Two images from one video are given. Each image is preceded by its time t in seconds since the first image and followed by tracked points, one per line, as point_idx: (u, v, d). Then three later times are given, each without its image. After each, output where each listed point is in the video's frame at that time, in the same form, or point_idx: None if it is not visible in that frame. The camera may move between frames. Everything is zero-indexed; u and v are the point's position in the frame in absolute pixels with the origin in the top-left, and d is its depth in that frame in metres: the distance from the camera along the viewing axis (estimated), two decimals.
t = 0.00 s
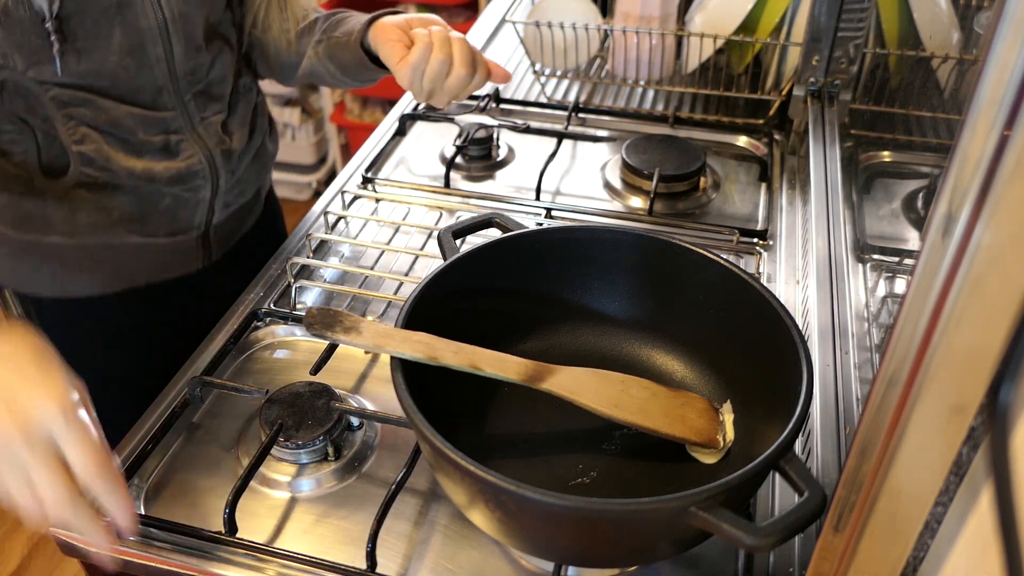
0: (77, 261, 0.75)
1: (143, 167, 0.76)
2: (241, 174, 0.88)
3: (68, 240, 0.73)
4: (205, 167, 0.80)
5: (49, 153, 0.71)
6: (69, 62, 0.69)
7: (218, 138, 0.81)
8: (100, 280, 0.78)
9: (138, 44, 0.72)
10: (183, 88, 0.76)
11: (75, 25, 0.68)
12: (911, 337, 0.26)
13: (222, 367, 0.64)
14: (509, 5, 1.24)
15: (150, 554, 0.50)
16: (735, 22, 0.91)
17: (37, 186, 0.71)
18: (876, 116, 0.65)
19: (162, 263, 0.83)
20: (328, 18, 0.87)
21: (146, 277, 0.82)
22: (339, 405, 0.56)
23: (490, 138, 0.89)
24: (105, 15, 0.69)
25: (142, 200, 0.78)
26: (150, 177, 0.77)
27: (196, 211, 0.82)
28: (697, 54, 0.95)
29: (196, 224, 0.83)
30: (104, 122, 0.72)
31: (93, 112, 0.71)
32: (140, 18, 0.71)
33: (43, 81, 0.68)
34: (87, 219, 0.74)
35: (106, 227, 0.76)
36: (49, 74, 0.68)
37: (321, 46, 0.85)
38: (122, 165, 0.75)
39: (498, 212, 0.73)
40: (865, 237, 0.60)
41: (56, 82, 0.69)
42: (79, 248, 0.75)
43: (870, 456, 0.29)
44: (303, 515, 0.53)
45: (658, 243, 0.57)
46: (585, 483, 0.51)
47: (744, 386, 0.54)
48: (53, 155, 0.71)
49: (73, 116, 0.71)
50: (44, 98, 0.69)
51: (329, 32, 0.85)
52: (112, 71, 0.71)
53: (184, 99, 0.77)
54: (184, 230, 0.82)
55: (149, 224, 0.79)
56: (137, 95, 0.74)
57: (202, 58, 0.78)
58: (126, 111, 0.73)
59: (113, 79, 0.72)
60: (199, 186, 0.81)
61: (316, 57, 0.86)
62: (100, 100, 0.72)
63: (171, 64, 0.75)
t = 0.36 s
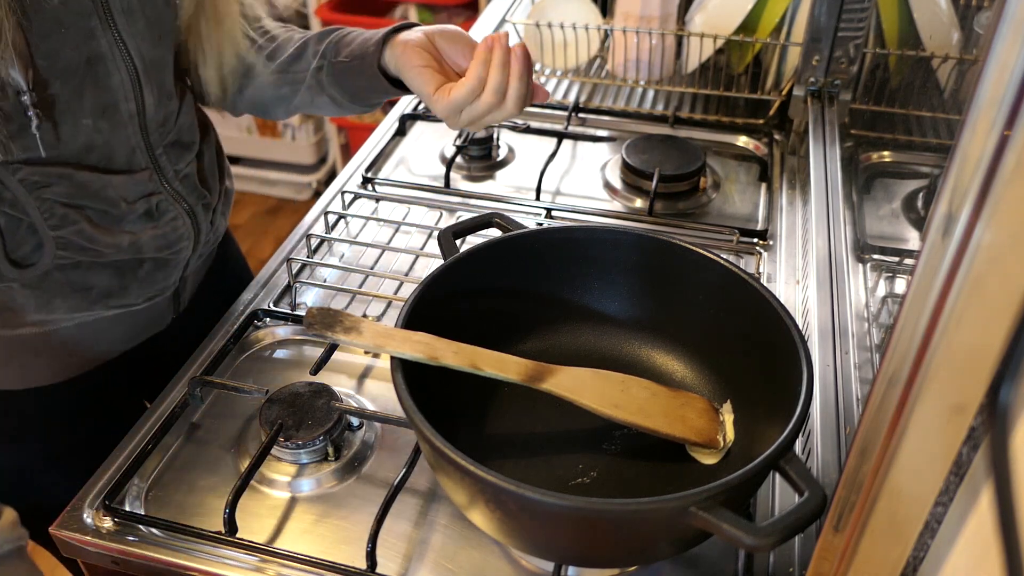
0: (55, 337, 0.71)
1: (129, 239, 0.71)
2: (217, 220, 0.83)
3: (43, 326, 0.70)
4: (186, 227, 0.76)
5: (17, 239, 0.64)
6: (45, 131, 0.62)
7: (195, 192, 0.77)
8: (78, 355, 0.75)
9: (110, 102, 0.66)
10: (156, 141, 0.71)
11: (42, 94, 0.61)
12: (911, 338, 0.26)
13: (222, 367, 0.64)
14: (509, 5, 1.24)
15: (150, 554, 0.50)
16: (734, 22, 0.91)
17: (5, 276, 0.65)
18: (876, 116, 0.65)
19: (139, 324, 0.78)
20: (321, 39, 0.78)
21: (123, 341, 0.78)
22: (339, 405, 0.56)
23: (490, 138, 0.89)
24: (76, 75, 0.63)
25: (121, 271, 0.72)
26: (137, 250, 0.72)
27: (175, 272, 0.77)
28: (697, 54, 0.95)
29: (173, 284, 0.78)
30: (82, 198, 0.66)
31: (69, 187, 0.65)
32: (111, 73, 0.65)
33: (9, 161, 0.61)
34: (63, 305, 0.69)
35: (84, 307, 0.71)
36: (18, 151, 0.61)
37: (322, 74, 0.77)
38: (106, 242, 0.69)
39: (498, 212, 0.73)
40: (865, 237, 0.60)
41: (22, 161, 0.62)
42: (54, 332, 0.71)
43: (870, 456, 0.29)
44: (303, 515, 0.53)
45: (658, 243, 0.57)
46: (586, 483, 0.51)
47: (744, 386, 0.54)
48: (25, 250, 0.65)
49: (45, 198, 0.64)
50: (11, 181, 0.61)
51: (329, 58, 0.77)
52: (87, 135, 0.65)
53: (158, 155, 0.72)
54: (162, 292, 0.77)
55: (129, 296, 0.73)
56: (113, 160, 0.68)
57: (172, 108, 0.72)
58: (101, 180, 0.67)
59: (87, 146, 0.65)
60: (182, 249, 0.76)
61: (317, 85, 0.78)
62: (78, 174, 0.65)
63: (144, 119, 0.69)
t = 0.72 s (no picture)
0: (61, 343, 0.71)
1: (136, 239, 0.70)
2: (231, 219, 0.83)
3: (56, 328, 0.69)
4: (196, 225, 0.75)
5: (21, 244, 0.64)
6: (33, 137, 0.61)
7: (205, 189, 0.76)
8: (85, 361, 0.74)
9: (104, 100, 0.65)
10: (159, 137, 0.70)
11: (31, 95, 0.60)
12: (911, 338, 0.26)
13: (222, 368, 0.64)
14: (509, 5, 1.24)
15: (150, 554, 0.50)
16: (734, 22, 0.91)
17: (14, 282, 0.65)
18: (876, 116, 0.65)
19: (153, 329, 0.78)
20: (348, 52, 0.73)
21: (138, 348, 0.78)
22: (339, 405, 0.56)
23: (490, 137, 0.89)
24: (66, 75, 0.62)
25: (132, 272, 0.72)
26: (144, 251, 0.71)
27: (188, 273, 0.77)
28: (697, 54, 0.95)
29: (188, 287, 0.78)
30: (84, 201, 0.65)
31: (71, 189, 0.64)
32: (101, 70, 0.64)
33: (6, 165, 0.61)
34: (75, 307, 0.69)
35: (93, 310, 0.71)
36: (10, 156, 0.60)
37: (348, 96, 0.72)
38: (114, 242, 0.68)
39: (498, 211, 0.73)
40: (865, 237, 0.60)
41: (19, 164, 0.61)
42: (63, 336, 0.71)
43: (870, 456, 0.29)
44: (304, 515, 0.53)
45: (658, 243, 0.57)
46: (586, 483, 0.51)
47: (744, 386, 0.54)
48: (32, 254, 0.65)
49: (46, 200, 0.63)
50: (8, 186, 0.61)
51: (355, 78, 0.71)
52: (82, 136, 0.64)
53: (162, 152, 0.71)
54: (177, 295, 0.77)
55: (140, 297, 0.74)
56: (112, 159, 0.67)
57: (173, 103, 0.71)
58: (102, 181, 0.66)
59: (83, 147, 0.64)
60: (193, 247, 0.75)
61: (343, 105, 0.73)
62: (76, 175, 0.64)
63: (144, 115, 0.68)
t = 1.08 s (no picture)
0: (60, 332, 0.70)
1: (130, 222, 0.68)
2: (235, 209, 0.78)
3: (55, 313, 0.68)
4: (193, 211, 0.72)
5: (20, 227, 0.63)
6: (29, 110, 0.60)
7: (207, 175, 0.72)
8: (83, 355, 0.73)
9: (104, 77, 0.63)
10: (164, 118, 0.67)
11: (29, 67, 0.59)
12: (911, 338, 0.26)
13: (223, 368, 0.64)
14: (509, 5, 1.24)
15: (150, 554, 0.50)
16: (734, 22, 0.91)
17: (9, 263, 0.64)
18: (876, 116, 0.65)
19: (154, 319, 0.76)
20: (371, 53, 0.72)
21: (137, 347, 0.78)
22: (339, 405, 0.56)
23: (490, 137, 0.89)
24: (65, 50, 0.60)
25: (130, 257, 0.70)
26: (138, 233, 0.69)
27: (189, 262, 0.74)
28: (697, 54, 0.95)
29: (190, 275, 0.75)
30: (80, 180, 0.64)
31: (67, 170, 0.62)
32: (102, 47, 0.62)
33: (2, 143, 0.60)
34: (73, 292, 0.68)
35: (90, 295, 0.69)
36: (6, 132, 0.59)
37: (368, 101, 0.71)
38: (106, 224, 0.66)
39: (498, 211, 0.73)
40: (865, 237, 0.60)
41: (16, 143, 0.60)
42: (64, 319, 0.69)
43: (870, 456, 0.29)
44: (304, 515, 0.53)
45: (658, 243, 0.57)
46: (586, 483, 0.51)
47: (744, 386, 0.54)
48: (30, 238, 0.64)
49: (42, 180, 0.62)
50: (5, 165, 0.60)
51: (375, 83, 0.70)
52: (80, 112, 0.62)
53: (167, 134, 0.68)
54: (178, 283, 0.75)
55: (139, 283, 0.72)
56: (113, 138, 0.65)
57: (178, 84, 0.68)
58: (101, 162, 0.64)
59: (81, 123, 0.63)
60: (190, 232, 0.73)
61: (362, 110, 0.72)
62: (74, 155, 0.62)
63: (147, 94, 0.65)
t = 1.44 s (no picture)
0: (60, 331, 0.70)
1: (137, 211, 0.68)
2: (239, 202, 0.78)
3: (61, 307, 0.68)
4: (200, 201, 0.72)
5: (32, 218, 0.63)
6: (55, 94, 0.60)
7: (216, 167, 0.72)
8: (84, 355, 0.73)
9: (126, 63, 0.63)
10: (179, 107, 0.68)
11: (54, 51, 0.59)
12: (911, 338, 0.26)
13: (223, 368, 0.64)
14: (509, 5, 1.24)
15: (150, 554, 0.50)
16: (734, 22, 0.91)
17: (19, 253, 0.64)
18: (876, 116, 0.65)
19: (160, 313, 0.76)
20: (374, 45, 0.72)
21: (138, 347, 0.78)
22: (339, 405, 0.56)
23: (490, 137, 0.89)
24: (89, 35, 0.60)
25: (137, 248, 0.70)
26: (146, 221, 0.69)
27: (193, 252, 0.74)
28: (697, 54, 0.95)
29: (194, 268, 0.75)
30: (98, 168, 0.64)
31: (86, 157, 0.62)
32: (126, 33, 0.62)
33: (24, 128, 0.60)
34: (79, 284, 0.68)
35: (98, 287, 0.69)
36: (31, 115, 0.59)
37: (370, 90, 0.71)
38: (117, 216, 0.66)
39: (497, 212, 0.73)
40: (865, 237, 0.60)
41: (38, 128, 0.60)
42: (71, 312, 0.69)
43: (870, 456, 0.29)
44: (304, 515, 0.53)
45: (657, 243, 0.57)
46: (586, 483, 0.51)
47: (744, 386, 0.54)
48: (41, 229, 0.64)
49: (58, 169, 0.62)
50: (25, 151, 0.60)
51: (378, 73, 0.71)
52: (100, 96, 0.62)
53: (182, 123, 0.68)
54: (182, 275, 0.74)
55: (144, 274, 0.71)
56: (131, 125, 0.65)
57: (194, 73, 0.68)
58: (119, 150, 0.64)
59: (101, 108, 0.63)
60: (195, 221, 0.72)
61: (365, 100, 0.72)
62: (94, 143, 0.63)
63: (165, 83, 0.66)
